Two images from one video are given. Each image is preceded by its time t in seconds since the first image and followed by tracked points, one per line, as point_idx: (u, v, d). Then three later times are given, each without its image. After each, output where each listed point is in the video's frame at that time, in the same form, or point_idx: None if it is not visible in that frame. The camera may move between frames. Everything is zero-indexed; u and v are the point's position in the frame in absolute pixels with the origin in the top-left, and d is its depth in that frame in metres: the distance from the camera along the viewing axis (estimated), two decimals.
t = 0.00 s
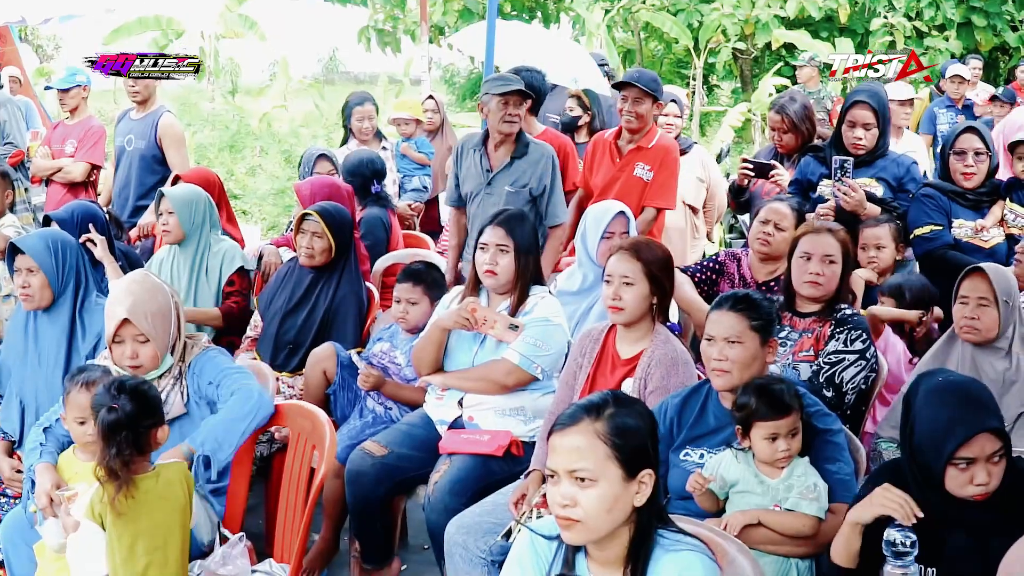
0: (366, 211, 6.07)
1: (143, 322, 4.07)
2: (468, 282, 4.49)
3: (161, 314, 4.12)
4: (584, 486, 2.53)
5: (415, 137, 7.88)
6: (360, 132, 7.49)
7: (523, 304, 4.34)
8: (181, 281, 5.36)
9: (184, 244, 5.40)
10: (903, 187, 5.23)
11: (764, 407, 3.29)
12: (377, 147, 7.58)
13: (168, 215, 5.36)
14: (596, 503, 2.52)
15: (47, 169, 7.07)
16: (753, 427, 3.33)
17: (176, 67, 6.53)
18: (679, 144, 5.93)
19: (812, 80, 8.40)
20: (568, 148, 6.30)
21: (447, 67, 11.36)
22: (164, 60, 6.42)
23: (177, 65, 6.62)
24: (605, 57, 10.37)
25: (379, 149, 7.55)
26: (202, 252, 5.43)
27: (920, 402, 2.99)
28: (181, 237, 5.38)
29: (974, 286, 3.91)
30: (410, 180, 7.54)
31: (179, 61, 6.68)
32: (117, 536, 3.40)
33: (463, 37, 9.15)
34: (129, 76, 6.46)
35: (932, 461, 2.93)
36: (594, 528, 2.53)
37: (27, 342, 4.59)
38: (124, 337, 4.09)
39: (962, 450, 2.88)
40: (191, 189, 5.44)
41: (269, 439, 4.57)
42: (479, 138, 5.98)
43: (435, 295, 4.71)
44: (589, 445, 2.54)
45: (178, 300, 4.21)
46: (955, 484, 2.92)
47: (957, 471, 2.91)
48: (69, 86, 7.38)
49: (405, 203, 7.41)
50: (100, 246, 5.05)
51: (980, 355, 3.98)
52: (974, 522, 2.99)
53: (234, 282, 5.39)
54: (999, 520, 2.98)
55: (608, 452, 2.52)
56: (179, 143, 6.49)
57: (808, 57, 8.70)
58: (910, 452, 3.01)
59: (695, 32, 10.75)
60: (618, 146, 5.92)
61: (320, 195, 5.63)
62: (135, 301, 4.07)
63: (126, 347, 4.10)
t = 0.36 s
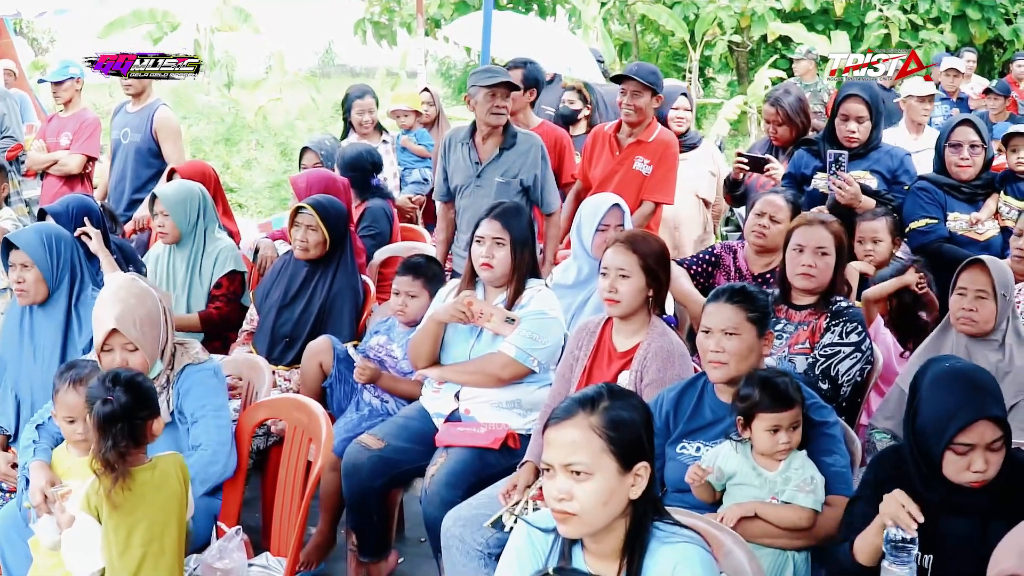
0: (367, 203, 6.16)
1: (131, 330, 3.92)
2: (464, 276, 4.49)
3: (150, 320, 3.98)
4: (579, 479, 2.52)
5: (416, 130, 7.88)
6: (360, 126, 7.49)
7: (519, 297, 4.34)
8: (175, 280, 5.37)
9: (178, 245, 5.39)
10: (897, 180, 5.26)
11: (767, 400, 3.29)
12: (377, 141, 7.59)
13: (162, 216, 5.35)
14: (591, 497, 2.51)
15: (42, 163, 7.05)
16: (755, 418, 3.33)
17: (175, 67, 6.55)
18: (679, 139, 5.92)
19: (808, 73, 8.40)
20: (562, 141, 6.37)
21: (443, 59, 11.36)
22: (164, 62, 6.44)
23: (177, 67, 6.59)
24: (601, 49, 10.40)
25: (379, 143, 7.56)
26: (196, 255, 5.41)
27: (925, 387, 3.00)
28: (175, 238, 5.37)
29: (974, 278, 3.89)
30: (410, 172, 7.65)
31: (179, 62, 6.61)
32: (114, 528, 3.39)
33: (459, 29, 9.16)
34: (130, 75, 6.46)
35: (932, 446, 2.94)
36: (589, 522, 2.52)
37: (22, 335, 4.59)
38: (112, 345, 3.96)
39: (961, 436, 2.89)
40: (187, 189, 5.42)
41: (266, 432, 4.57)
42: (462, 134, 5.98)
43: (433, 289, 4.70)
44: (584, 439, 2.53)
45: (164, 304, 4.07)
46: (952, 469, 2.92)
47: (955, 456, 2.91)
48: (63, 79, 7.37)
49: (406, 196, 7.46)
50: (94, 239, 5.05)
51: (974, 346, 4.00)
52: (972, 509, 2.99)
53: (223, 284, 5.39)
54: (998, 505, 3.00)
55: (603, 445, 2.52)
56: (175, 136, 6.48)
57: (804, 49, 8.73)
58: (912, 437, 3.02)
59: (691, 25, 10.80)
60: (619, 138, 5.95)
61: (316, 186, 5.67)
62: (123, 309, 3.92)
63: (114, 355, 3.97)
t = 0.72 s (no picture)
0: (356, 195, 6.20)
1: (112, 348, 3.78)
2: (452, 270, 4.49)
3: (132, 337, 3.82)
4: (567, 473, 2.52)
5: (405, 124, 7.87)
6: (350, 119, 7.43)
7: (509, 290, 4.34)
8: (163, 277, 5.33)
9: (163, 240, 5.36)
10: (883, 172, 5.33)
11: (755, 389, 3.30)
12: (369, 135, 7.51)
13: (146, 212, 5.32)
14: (580, 491, 2.51)
15: (28, 157, 7.03)
16: (743, 408, 3.33)
17: (176, 68, 6.42)
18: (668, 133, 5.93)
19: (798, 67, 8.42)
20: (551, 135, 6.41)
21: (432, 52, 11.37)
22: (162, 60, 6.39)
23: (180, 66, 6.50)
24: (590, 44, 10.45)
25: (370, 137, 7.46)
26: (184, 247, 5.39)
27: (928, 373, 3.04)
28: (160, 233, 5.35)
29: (977, 277, 3.94)
30: (398, 167, 7.60)
31: (180, 62, 6.46)
32: (109, 528, 3.38)
33: (448, 23, 9.20)
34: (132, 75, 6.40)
35: (935, 430, 2.99)
36: (577, 515, 2.52)
37: (10, 330, 4.60)
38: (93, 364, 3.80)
39: (965, 419, 2.93)
40: (170, 183, 5.39)
41: (255, 427, 4.48)
42: (448, 128, 6.00)
43: (422, 283, 4.71)
44: (572, 433, 2.53)
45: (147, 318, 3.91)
46: (955, 453, 2.96)
47: (958, 440, 2.95)
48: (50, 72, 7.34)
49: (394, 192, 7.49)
50: (82, 233, 5.13)
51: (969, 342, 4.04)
52: (971, 494, 3.04)
53: (212, 283, 5.38)
54: (1000, 491, 3.04)
55: (591, 438, 2.52)
56: (162, 130, 6.48)
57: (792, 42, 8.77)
58: (913, 422, 3.07)
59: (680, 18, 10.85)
60: (608, 131, 5.96)
61: (304, 180, 5.65)
62: (104, 327, 3.77)
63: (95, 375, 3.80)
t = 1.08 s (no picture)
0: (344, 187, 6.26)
1: (91, 354, 3.71)
2: (436, 264, 4.49)
3: (110, 342, 3.76)
4: (550, 469, 2.45)
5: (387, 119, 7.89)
6: (333, 112, 7.52)
7: (493, 284, 4.34)
8: (141, 272, 5.33)
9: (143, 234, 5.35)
10: (869, 166, 5.39)
11: (728, 381, 3.31)
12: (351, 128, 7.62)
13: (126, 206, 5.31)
14: (563, 486, 2.44)
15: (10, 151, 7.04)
16: (718, 401, 3.34)
17: (173, 67, 6.05)
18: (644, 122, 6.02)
19: (785, 62, 8.47)
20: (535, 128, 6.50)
21: (416, 48, 11.39)
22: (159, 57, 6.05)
23: (180, 67, 6.07)
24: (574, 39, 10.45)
25: (352, 129, 7.60)
26: (163, 242, 5.38)
27: (909, 359, 3.08)
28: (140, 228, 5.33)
29: (973, 275, 3.90)
30: (378, 164, 7.58)
31: (181, 66, 6.05)
32: (113, 530, 3.29)
33: (430, 17, 9.19)
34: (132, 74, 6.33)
35: (924, 411, 3.00)
36: (560, 510, 2.45)
37: None
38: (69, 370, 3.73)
39: (954, 395, 2.94)
40: (150, 178, 5.38)
41: (238, 422, 4.54)
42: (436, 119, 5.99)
43: (405, 278, 4.70)
44: (555, 429, 2.46)
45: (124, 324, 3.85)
46: (947, 431, 2.96)
47: (949, 418, 2.95)
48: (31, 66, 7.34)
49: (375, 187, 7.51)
50: (65, 228, 5.18)
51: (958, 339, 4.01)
52: (959, 481, 3.03)
53: (189, 277, 5.38)
54: (987, 475, 3.03)
55: (573, 434, 2.45)
56: (143, 124, 6.56)
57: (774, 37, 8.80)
58: (897, 409, 3.10)
59: (664, 13, 10.87)
60: (584, 123, 6.09)
61: (287, 174, 5.80)
62: (82, 333, 3.71)
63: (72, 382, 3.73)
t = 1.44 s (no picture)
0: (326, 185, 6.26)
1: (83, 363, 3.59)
2: (421, 261, 4.48)
3: (101, 350, 3.64)
4: (534, 467, 2.44)
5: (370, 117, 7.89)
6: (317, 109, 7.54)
7: (477, 282, 4.33)
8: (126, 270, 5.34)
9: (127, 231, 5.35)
10: (858, 163, 5.40)
11: (710, 381, 3.31)
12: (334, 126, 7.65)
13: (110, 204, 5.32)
14: (547, 484, 2.42)
15: None
16: (701, 400, 3.34)
17: (175, 67, 5.95)
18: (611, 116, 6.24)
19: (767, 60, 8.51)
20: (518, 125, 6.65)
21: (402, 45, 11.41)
22: (161, 59, 5.92)
23: (181, 65, 6.03)
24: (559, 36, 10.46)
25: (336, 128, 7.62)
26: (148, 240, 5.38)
27: (903, 358, 3.05)
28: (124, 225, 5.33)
29: (955, 269, 3.92)
30: (360, 162, 7.65)
31: (180, 61, 6.00)
32: (104, 535, 3.30)
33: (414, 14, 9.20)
34: (133, 74, 6.19)
35: (916, 409, 2.97)
36: (545, 509, 2.44)
37: None
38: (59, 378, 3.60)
39: (945, 396, 2.92)
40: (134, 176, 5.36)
41: (222, 421, 4.54)
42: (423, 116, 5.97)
43: (390, 276, 4.70)
44: (539, 427, 2.44)
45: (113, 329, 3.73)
46: (936, 432, 2.93)
47: (938, 419, 2.92)
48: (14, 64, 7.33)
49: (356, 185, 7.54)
50: (48, 227, 5.22)
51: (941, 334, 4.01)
52: (952, 481, 2.98)
53: (172, 276, 5.38)
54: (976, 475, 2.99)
55: (557, 432, 2.43)
56: (126, 122, 6.56)
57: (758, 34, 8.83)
58: (890, 409, 3.05)
59: (647, 11, 10.89)
60: (555, 121, 6.28)
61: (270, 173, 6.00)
62: (73, 341, 3.58)
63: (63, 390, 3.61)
